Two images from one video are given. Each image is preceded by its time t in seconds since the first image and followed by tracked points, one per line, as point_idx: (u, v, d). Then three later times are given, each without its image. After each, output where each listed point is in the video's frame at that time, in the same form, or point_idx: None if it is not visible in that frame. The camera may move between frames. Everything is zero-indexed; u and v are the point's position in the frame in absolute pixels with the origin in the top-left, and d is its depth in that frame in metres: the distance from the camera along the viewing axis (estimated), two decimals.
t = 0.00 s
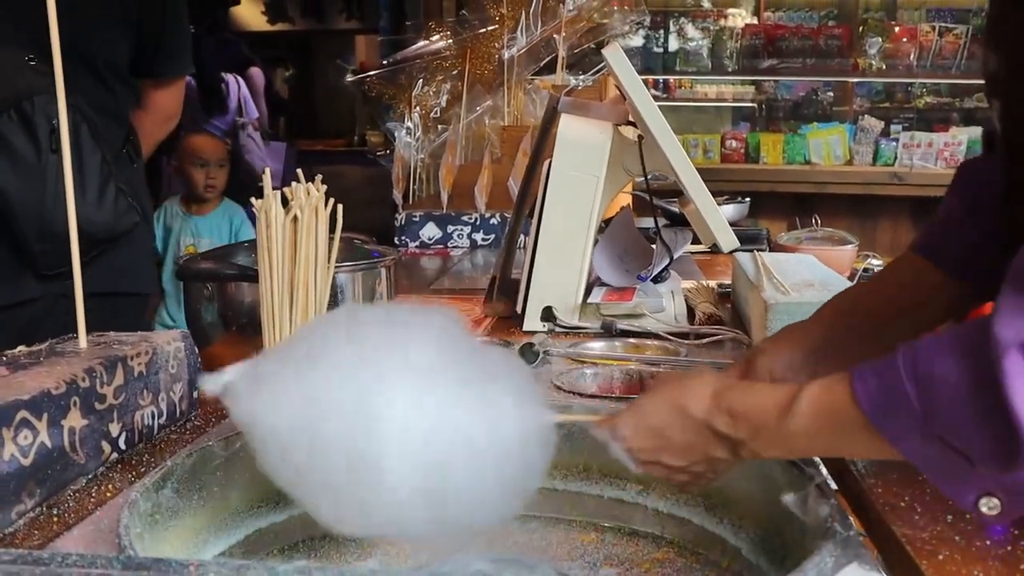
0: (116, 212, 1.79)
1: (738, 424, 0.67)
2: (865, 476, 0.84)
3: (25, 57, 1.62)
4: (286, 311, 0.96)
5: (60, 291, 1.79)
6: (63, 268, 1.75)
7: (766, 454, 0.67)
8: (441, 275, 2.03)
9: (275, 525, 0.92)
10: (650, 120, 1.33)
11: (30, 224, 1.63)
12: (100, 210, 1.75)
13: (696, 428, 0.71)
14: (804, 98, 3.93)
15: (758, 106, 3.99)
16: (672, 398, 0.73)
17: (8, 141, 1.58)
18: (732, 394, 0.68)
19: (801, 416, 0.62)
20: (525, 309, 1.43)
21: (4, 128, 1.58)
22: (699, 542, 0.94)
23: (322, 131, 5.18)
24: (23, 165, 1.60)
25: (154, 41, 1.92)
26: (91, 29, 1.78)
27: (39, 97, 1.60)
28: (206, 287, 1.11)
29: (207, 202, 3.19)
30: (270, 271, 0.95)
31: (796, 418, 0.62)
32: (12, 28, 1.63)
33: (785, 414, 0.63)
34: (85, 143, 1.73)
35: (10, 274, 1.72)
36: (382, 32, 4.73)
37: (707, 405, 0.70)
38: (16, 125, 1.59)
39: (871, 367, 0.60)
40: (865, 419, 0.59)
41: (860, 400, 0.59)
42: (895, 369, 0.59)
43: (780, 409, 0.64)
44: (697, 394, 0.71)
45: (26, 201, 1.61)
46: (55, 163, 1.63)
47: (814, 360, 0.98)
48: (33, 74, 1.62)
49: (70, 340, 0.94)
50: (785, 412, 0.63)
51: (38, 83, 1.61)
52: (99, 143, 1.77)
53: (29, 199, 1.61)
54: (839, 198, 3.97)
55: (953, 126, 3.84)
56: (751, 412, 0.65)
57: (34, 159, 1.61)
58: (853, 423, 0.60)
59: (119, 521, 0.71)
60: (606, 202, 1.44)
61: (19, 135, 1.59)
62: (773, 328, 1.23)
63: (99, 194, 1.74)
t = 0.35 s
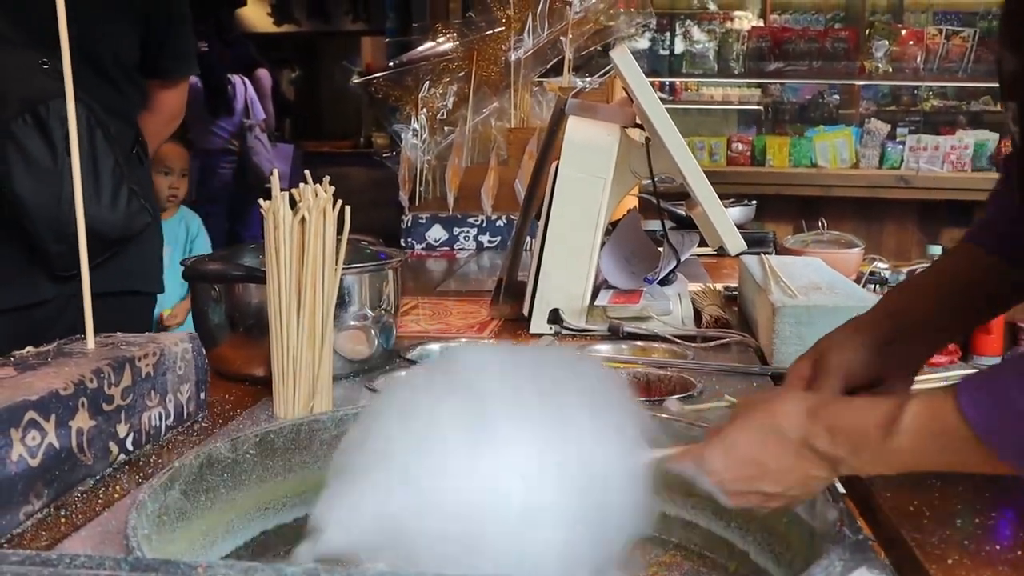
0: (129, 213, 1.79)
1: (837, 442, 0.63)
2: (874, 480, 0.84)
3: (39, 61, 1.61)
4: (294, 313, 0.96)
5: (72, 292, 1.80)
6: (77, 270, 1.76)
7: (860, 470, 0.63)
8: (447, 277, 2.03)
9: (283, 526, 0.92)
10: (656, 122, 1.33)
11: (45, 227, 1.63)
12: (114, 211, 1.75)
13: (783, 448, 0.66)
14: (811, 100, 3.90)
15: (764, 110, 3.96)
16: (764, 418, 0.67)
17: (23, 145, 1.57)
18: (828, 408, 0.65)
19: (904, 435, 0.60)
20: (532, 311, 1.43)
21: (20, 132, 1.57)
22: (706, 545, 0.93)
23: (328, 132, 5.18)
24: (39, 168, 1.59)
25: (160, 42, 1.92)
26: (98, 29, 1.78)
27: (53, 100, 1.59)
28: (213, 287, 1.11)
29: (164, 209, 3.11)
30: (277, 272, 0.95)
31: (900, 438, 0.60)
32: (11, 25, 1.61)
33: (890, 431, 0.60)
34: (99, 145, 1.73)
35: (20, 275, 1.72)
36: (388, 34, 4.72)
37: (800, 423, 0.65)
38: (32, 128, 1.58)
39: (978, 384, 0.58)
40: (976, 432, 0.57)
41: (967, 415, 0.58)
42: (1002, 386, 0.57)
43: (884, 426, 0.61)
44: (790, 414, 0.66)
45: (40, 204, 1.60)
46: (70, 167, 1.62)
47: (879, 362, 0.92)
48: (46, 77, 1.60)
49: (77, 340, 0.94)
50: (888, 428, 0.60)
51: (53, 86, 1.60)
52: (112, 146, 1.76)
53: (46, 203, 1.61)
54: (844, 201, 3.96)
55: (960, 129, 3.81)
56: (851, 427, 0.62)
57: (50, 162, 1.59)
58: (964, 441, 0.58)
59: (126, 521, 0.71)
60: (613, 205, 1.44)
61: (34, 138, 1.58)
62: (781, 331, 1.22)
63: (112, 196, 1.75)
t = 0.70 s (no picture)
0: (133, 212, 1.78)
1: (903, 400, 0.71)
2: (876, 478, 0.84)
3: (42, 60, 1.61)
4: (298, 310, 0.96)
5: (75, 289, 1.80)
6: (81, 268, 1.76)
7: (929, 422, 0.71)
8: (450, 273, 2.03)
9: (283, 523, 0.92)
10: (661, 119, 1.32)
11: (48, 225, 1.63)
12: (118, 209, 1.75)
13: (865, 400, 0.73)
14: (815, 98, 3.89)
15: (767, 107, 3.97)
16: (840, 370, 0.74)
17: (27, 144, 1.56)
18: (898, 372, 0.71)
19: (959, 402, 0.67)
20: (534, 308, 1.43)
21: (24, 130, 1.56)
22: (710, 543, 0.93)
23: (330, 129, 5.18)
24: (44, 168, 1.58)
25: (165, 39, 1.92)
26: (108, 29, 1.79)
27: (58, 99, 1.59)
28: (216, 284, 1.12)
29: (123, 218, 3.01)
30: (280, 269, 0.95)
31: (958, 400, 0.67)
32: (14, 25, 1.64)
33: (945, 396, 0.68)
34: (103, 143, 1.72)
35: (23, 272, 1.72)
36: (391, 31, 4.73)
37: (874, 383, 0.72)
38: (37, 127, 1.56)
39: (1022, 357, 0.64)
40: (1014, 402, 0.64)
41: (1009, 389, 0.64)
42: None
43: (940, 392, 0.68)
44: (867, 367, 0.73)
45: (45, 202, 1.60)
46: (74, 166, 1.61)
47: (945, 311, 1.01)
48: (51, 77, 1.60)
49: (80, 336, 0.94)
50: (945, 391, 0.68)
51: (56, 85, 1.60)
52: (116, 144, 1.76)
53: (49, 202, 1.61)
54: (846, 198, 3.96)
55: (963, 127, 3.81)
56: (914, 394, 0.69)
57: (55, 160, 1.59)
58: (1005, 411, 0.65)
59: (129, 517, 0.71)
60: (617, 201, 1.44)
61: (39, 137, 1.57)
62: (784, 328, 1.23)
63: (116, 195, 1.74)
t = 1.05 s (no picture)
0: (137, 212, 1.79)
1: (775, 423, 0.65)
2: (881, 482, 0.84)
3: (47, 58, 1.61)
4: (302, 314, 0.96)
5: (79, 290, 1.80)
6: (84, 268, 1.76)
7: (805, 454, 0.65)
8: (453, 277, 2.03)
9: (286, 526, 0.92)
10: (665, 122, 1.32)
11: (52, 224, 1.63)
12: (122, 210, 1.75)
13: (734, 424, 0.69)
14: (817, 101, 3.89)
15: (769, 110, 3.97)
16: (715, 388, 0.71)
17: (32, 142, 1.58)
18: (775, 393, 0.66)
19: (829, 423, 0.60)
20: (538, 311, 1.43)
21: (30, 128, 1.58)
22: (712, 547, 0.94)
23: (331, 131, 5.18)
24: (48, 167, 1.59)
25: (168, 39, 1.92)
26: (109, 29, 1.78)
27: (62, 98, 1.60)
28: (219, 287, 1.12)
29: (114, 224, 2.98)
30: (283, 271, 0.95)
31: (827, 424, 0.60)
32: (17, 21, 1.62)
33: (816, 418, 0.62)
34: (107, 143, 1.74)
35: (27, 275, 1.72)
36: (394, 34, 4.73)
37: (746, 406, 0.68)
38: (41, 126, 1.58)
39: (903, 376, 0.58)
40: (893, 424, 0.57)
41: (887, 407, 0.58)
42: (926, 378, 0.57)
43: (814, 411, 0.62)
44: (741, 390, 0.70)
45: (49, 201, 1.60)
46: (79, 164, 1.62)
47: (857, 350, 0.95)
48: (54, 74, 1.61)
49: (83, 339, 0.94)
50: (817, 412, 0.62)
51: (61, 83, 1.61)
52: (122, 143, 1.78)
53: (53, 202, 1.61)
54: (848, 202, 3.96)
55: (965, 131, 3.81)
56: (787, 413, 0.64)
57: (59, 159, 1.60)
58: (883, 434, 0.58)
59: (130, 521, 0.71)
60: (620, 205, 1.44)
61: (44, 136, 1.58)
62: (787, 331, 1.23)
63: (119, 195, 1.75)
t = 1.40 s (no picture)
0: (139, 203, 1.78)
1: (735, 451, 0.63)
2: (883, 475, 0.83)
3: (49, 51, 1.61)
4: (303, 307, 0.96)
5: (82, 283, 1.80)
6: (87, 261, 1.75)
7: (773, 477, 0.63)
8: (455, 270, 2.03)
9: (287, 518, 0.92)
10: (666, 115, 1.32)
11: (56, 217, 1.63)
12: (125, 202, 1.75)
13: (687, 453, 0.68)
14: (819, 96, 3.89)
15: (771, 104, 3.96)
16: (668, 416, 0.70)
17: (35, 135, 1.56)
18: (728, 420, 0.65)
19: (799, 442, 0.58)
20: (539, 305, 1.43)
21: (32, 120, 1.56)
22: (714, 540, 0.94)
23: (333, 125, 5.17)
24: (50, 158, 1.58)
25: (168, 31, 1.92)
26: (111, 23, 1.78)
27: (65, 90, 1.59)
28: (220, 279, 1.12)
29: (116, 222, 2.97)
30: (284, 264, 0.95)
31: (796, 440, 0.58)
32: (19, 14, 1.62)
33: (782, 439, 0.59)
34: (110, 136, 1.73)
35: (29, 269, 1.72)
36: (396, 28, 4.73)
37: (700, 429, 0.67)
38: (44, 118, 1.57)
39: (876, 386, 0.55)
40: (868, 436, 0.54)
41: (862, 419, 0.55)
42: (900, 386, 0.54)
43: (780, 431, 0.60)
44: (693, 418, 0.68)
45: (53, 194, 1.60)
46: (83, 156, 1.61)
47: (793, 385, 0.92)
48: (54, 66, 1.59)
49: (84, 331, 0.93)
50: (784, 433, 0.59)
51: (64, 75, 1.60)
52: (125, 136, 1.77)
53: (58, 194, 1.60)
54: (850, 196, 3.96)
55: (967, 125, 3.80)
56: (749, 440, 0.62)
57: (62, 151, 1.59)
58: (854, 442, 0.55)
59: (132, 512, 0.71)
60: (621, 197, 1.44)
61: (46, 128, 1.57)
62: (789, 324, 1.23)
63: (122, 187, 1.74)
